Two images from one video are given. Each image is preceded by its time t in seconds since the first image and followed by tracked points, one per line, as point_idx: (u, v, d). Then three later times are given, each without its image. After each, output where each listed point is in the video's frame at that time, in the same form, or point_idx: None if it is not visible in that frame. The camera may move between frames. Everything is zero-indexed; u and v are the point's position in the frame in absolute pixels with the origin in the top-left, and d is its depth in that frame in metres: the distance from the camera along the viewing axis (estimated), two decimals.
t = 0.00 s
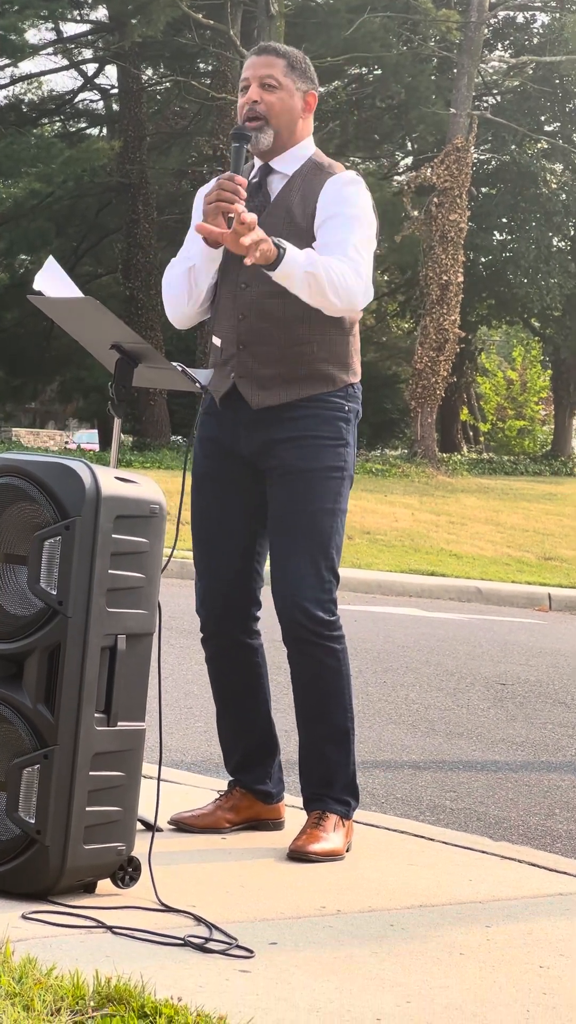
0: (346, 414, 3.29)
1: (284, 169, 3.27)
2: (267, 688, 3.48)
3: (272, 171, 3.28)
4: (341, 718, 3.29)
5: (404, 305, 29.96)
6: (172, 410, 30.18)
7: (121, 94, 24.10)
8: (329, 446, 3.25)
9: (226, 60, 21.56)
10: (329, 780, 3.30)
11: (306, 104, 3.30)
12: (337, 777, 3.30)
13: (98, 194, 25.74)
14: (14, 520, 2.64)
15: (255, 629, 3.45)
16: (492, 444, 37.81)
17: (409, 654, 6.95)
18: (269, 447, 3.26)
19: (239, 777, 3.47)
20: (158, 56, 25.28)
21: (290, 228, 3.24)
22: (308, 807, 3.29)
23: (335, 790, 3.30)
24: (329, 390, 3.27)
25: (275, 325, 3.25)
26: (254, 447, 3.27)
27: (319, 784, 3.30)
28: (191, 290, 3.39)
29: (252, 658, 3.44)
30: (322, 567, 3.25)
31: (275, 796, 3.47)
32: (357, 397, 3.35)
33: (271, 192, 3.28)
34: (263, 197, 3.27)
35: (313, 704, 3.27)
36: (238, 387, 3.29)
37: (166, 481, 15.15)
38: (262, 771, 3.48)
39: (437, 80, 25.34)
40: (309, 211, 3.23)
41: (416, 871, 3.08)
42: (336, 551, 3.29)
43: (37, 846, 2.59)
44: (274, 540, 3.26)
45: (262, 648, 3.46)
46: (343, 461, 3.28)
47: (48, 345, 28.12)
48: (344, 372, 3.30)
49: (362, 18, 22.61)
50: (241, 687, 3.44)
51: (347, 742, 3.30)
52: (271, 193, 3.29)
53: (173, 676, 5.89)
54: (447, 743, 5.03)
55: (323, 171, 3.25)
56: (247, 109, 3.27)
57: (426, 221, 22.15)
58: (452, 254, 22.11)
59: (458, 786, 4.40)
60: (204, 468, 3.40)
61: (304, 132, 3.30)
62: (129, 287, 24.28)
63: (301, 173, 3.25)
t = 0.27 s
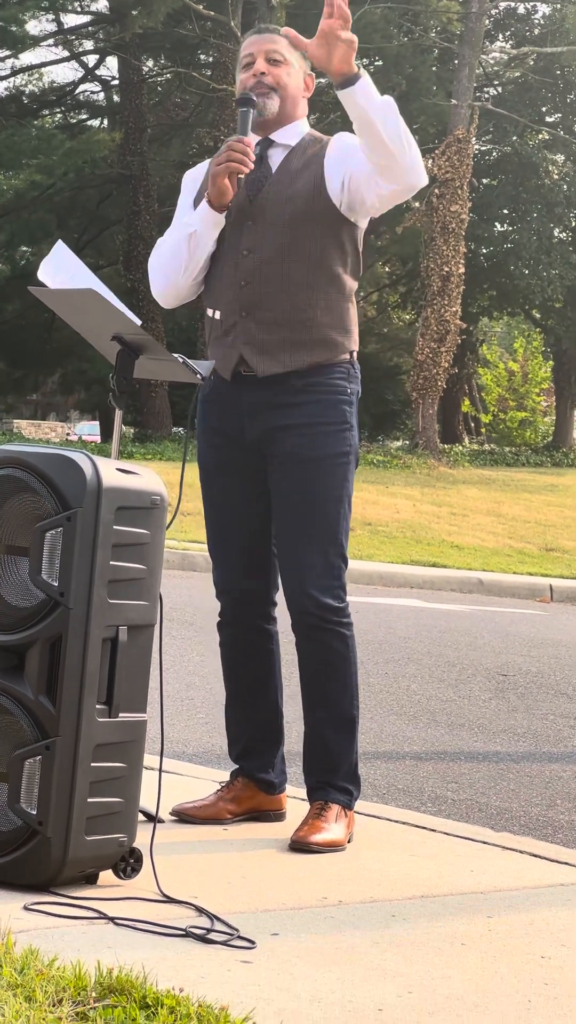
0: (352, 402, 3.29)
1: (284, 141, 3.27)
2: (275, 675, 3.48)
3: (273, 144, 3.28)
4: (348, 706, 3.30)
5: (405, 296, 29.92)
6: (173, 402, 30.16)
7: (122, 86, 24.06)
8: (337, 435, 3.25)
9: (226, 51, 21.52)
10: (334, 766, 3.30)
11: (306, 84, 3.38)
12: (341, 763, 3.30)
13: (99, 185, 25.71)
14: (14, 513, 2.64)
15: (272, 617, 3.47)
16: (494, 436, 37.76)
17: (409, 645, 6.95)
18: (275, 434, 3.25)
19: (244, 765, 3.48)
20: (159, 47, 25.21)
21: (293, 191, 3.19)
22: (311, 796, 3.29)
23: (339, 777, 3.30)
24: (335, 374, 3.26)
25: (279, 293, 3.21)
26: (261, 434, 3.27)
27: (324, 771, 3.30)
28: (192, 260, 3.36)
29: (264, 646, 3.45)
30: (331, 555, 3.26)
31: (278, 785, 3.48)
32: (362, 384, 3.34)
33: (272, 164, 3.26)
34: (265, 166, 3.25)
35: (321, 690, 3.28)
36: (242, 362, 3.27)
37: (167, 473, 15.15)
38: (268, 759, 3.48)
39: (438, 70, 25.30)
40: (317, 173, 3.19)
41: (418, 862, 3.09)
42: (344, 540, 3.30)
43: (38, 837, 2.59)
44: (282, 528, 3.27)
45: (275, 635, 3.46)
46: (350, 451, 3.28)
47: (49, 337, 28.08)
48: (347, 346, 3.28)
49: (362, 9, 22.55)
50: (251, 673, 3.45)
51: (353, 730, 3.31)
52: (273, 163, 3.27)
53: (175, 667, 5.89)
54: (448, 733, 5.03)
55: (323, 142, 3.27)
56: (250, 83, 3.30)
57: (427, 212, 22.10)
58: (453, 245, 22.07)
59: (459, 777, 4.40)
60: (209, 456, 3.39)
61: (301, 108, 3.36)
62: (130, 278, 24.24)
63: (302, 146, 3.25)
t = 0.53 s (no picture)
0: (354, 391, 3.30)
1: (283, 140, 3.25)
2: (271, 668, 3.47)
3: (270, 144, 3.25)
4: (349, 697, 3.30)
5: (406, 286, 29.86)
6: (174, 392, 30.13)
7: (122, 76, 23.99)
8: (339, 425, 3.24)
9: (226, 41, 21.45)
10: (336, 757, 3.30)
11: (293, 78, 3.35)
12: (343, 754, 3.30)
13: (99, 175, 25.66)
14: (15, 503, 2.64)
15: (264, 611, 3.46)
16: (495, 425, 37.73)
17: (411, 635, 6.95)
18: (279, 426, 3.25)
19: (243, 758, 3.47)
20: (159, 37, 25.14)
21: (296, 192, 3.20)
22: (313, 787, 3.29)
23: (341, 768, 3.31)
24: (335, 365, 3.26)
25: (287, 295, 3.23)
26: (262, 425, 3.27)
27: (326, 762, 3.30)
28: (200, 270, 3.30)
29: (259, 641, 3.44)
30: (334, 545, 3.26)
31: (279, 776, 3.48)
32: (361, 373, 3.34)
33: (271, 165, 3.25)
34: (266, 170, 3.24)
35: (323, 682, 3.28)
36: (250, 361, 3.27)
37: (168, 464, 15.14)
38: (267, 752, 3.48)
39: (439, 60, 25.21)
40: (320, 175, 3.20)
41: (419, 851, 3.09)
42: (346, 529, 3.30)
43: (40, 828, 2.59)
44: (285, 518, 3.26)
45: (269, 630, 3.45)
46: (351, 440, 3.28)
47: (50, 327, 28.05)
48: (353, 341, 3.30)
49: None
50: (247, 667, 3.44)
51: (354, 721, 3.31)
52: (271, 164, 3.26)
53: (176, 658, 5.89)
54: (450, 724, 5.02)
55: (319, 140, 3.26)
56: (247, 87, 3.23)
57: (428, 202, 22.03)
58: (454, 235, 22.01)
59: (461, 767, 4.40)
60: (207, 449, 3.38)
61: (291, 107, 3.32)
62: (131, 269, 24.21)
63: (299, 144, 3.24)
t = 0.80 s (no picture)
0: (355, 387, 3.29)
1: (278, 142, 3.28)
2: (271, 665, 3.47)
3: (263, 147, 3.29)
4: (350, 693, 3.30)
5: (407, 280, 29.85)
6: (175, 386, 30.12)
7: (122, 70, 23.96)
8: (341, 420, 3.24)
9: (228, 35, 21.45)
10: (336, 753, 3.30)
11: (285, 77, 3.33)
12: (344, 751, 3.30)
13: (100, 169, 25.64)
14: (16, 497, 2.63)
15: (256, 608, 3.43)
16: (496, 420, 37.73)
17: (412, 629, 6.96)
18: (283, 420, 3.24)
19: (243, 753, 3.47)
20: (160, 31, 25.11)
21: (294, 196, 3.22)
22: (313, 782, 3.30)
23: (342, 764, 3.31)
24: (333, 363, 3.26)
25: (289, 302, 3.24)
26: (263, 420, 3.26)
27: (326, 758, 3.30)
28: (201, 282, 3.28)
29: (256, 637, 3.43)
30: (334, 542, 3.25)
31: (279, 770, 3.49)
32: (360, 369, 3.34)
33: (267, 166, 3.29)
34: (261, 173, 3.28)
35: (322, 679, 3.27)
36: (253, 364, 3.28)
37: (169, 458, 15.14)
38: (266, 747, 3.48)
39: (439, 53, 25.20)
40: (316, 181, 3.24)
41: (419, 845, 3.09)
42: (346, 526, 3.29)
43: (41, 820, 2.59)
44: (285, 512, 3.25)
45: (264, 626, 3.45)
46: (354, 436, 3.27)
47: (51, 322, 28.01)
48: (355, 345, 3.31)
49: None
50: (245, 662, 3.43)
51: (354, 717, 3.31)
52: (266, 167, 3.29)
53: (177, 652, 5.89)
54: (451, 717, 5.03)
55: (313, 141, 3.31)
56: (237, 90, 3.21)
57: (428, 196, 22.01)
58: (455, 229, 21.98)
59: (461, 760, 4.40)
60: (208, 443, 3.37)
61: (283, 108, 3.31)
62: (131, 263, 24.18)
63: (294, 145, 3.28)
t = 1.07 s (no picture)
0: (358, 379, 3.29)
1: (277, 124, 3.25)
2: (274, 657, 3.47)
3: (264, 127, 3.26)
4: (352, 684, 3.30)
5: (407, 275, 29.85)
6: (175, 382, 30.12)
7: (122, 65, 23.93)
8: (344, 412, 3.24)
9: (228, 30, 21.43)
10: (337, 745, 3.30)
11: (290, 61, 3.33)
12: (345, 742, 3.29)
13: (100, 164, 25.63)
14: (16, 492, 2.63)
15: (270, 600, 3.46)
16: (496, 415, 37.73)
17: (412, 623, 6.96)
18: (284, 413, 3.24)
19: (246, 745, 3.48)
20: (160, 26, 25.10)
21: (292, 176, 3.20)
22: (314, 775, 3.30)
23: (342, 756, 3.30)
24: (337, 351, 3.25)
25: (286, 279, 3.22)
26: (266, 412, 3.26)
27: (327, 750, 3.30)
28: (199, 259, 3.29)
29: (263, 630, 3.44)
30: (338, 533, 3.26)
31: (281, 765, 3.49)
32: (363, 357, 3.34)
33: (267, 149, 3.26)
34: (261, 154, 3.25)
35: (325, 670, 3.28)
36: (251, 345, 3.27)
37: (169, 453, 15.13)
38: (268, 741, 3.48)
39: (439, 48, 25.20)
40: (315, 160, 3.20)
41: (421, 839, 3.09)
42: (351, 517, 3.29)
43: (42, 816, 2.60)
44: (289, 504, 3.26)
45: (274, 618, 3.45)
46: (356, 428, 3.27)
47: (51, 317, 28.00)
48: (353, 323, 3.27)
49: None
50: (250, 653, 3.44)
51: (356, 708, 3.31)
52: (267, 147, 3.26)
53: (178, 646, 5.89)
54: (451, 711, 5.03)
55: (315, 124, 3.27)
56: (239, 70, 3.23)
57: (429, 191, 22.01)
58: (455, 224, 21.95)
59: (461, 755, 4.40)
60: (211, 436, 3.38)
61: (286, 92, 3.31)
62: (132, 258, 24.16)
63: (294, 127, 3.25)
